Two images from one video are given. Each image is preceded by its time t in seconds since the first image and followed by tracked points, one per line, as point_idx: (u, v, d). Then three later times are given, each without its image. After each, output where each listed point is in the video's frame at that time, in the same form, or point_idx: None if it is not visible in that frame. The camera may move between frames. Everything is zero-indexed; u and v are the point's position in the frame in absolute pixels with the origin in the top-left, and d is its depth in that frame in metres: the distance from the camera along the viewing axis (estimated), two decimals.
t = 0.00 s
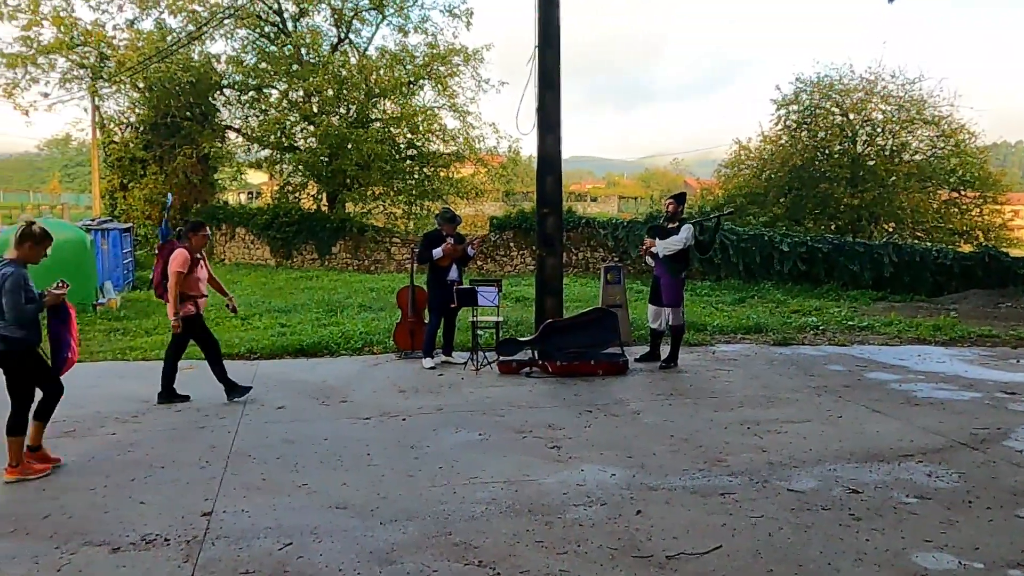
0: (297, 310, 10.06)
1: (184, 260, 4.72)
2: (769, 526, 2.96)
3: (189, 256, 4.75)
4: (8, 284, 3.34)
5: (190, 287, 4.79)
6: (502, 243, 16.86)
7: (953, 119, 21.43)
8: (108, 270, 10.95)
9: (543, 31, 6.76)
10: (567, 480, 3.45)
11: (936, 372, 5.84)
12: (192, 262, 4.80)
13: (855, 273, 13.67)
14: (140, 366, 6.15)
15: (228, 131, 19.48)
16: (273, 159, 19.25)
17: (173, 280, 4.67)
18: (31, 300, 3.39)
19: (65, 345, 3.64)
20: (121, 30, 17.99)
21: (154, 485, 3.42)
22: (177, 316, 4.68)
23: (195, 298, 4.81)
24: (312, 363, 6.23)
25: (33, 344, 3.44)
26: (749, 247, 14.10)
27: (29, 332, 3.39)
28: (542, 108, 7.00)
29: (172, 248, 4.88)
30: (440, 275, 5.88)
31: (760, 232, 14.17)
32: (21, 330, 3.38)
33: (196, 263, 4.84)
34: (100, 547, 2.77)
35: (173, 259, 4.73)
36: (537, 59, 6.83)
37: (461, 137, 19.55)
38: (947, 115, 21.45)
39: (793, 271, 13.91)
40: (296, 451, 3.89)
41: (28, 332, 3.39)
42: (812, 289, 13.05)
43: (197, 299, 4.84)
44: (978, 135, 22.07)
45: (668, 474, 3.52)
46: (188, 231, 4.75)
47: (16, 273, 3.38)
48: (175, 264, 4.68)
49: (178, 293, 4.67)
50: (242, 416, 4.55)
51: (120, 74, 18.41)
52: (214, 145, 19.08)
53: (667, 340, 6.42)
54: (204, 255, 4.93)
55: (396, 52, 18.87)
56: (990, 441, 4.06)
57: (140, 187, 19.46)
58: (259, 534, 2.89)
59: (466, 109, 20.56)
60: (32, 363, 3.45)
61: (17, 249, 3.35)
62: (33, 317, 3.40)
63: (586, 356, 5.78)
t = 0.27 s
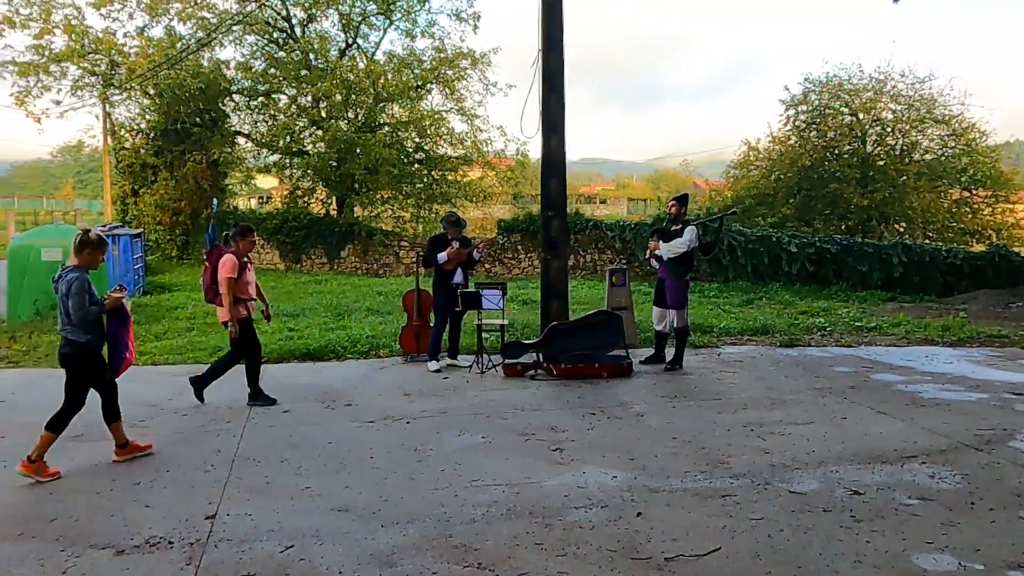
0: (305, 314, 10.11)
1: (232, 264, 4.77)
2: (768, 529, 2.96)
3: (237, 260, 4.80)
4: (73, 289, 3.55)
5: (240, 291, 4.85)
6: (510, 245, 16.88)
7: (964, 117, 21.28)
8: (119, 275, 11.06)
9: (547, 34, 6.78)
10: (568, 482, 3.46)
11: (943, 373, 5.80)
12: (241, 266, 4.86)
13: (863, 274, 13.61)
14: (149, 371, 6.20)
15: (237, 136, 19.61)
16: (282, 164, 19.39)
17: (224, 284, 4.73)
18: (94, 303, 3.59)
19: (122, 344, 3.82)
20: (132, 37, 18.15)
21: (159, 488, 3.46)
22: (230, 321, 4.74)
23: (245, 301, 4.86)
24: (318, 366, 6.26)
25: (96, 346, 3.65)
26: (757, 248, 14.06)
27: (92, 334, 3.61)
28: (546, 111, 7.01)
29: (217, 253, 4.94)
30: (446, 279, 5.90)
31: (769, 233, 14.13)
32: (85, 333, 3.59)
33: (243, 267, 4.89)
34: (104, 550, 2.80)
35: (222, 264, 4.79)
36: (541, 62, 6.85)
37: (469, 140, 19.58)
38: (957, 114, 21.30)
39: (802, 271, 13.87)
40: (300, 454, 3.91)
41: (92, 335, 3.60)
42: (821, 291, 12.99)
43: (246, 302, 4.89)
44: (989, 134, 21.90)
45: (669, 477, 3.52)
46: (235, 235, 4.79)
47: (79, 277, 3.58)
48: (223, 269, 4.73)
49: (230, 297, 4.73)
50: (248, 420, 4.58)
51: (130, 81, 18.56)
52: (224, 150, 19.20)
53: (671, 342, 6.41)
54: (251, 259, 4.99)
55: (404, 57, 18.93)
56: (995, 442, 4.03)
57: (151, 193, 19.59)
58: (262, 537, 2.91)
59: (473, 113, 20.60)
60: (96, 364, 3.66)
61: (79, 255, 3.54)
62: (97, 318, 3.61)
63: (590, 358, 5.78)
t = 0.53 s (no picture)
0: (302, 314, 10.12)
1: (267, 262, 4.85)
2: (758, 525, 2.97)
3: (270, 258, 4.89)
4: (113, 280, 3.76)
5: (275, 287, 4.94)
6: (508, 245, 16.89)
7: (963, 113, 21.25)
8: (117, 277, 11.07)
9: (540, 34, 6.79)
10: (559, 481, 3.47)
11: (937, 369, 5.81)
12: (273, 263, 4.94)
13: (861, 271, 13.62)
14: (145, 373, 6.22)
15: (236, 137, 19.62)
16: (280, 165, 19.37)
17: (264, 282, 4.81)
18: (131, 294, 3.78)
19: (161, 337, 4.26)
20: (130, 40, 18.16)
21: (153, 489, 3.47)
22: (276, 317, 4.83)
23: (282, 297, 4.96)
24: (314, 367, 6.27)
25: (135, 336, 3.83)
26: (755, 246, 14.06)
27: (131, 324, 3.79)
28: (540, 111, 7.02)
29: (248, 252, 5.00)
30: (439, 278, 5.91)
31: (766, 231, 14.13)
32: (125, 324, 3.79)
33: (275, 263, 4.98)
34: (97, 550, 2.82)
35: (257, 262, 4.85)
36: (535, 62, 6.86)
37: (467, 140, 19.58)
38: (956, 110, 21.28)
39: (799, 269, 13.87)
40: (294, 454, 3.93)
41: (130, 325, 3.78)
42: (818, 288, 13.00)
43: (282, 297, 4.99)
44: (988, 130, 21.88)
45: (660, 474, 3.53)
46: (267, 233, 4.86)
47: (119, 270, 3.79)
48: (261, 266, 4.81)
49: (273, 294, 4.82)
50: (242, 420, 4.59)
51: (128, 83, 18.57)
52: (222, 152, 19.22)
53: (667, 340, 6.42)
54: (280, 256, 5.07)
55: (402, 57, 18.94)
56: (987, 438, 4.04)
57: (150, 195, 19.60)
58: (253, 536, 2.93)
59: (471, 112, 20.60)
60: (137, 354, 3.84)
61: (117, 248, 3.75)
62: (134, 309, 3.79)
63: (586, 356, 5.80)
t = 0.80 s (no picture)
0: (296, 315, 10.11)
1: (302, 262, 4.85)
2: (746, 525, 2.98)
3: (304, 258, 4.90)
4: (154, 283, 3.93)
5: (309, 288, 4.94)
6: (504, 245, 16.88)
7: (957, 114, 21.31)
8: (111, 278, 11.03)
9: (534, 35, 6.80)
10: (549, 481, 3.48)
11: (928, 369, 5.83)
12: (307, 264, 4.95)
13: (855, 271, 13.66)
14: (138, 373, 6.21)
15: (231, 137, 19.59)
16: (276, 165, 19.32)
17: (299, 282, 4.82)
18: (171, 296, 3.95)
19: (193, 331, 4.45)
20: (125, 39, 18.13)
21: (144, 489, 3.47)
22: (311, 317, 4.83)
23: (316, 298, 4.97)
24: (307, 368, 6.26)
25: (174, 336, 4.01)
26: (749, 246, 14.09)
27: (170, 324, 3.97)
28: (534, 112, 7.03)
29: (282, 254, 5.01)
30: (431, 280, 5.91)
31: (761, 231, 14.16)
32: (164, 324, 3.96)
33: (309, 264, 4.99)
34: (86, 551, 2.82)
35: (291, 263, 4.85)
36: (529, 63, 6.87)
37: (463, 140, 19.57)
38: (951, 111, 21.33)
39: (794, 269, 13.90)
40: (286, 454, 3.93)
41: (169, 325, 3.96)
42: (812, 288, 13.02)
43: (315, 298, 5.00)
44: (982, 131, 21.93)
45: (650, 475, 3.54)
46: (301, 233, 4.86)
47: (159, 274, 3.96)
48: (296, 266, 4.81)
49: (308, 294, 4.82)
50: (234, 421, 4.59)
51: (123, 83, 18.53)
52: (218, 152, 19.19)
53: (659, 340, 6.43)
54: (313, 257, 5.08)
55: (398, 57, 18.91)
56: (975, 438, 4.06)
57: (145, 195, 19.56)
58: (243, 536, 2.93)
59: (467, 113, 20.60)
60: (175, 353, 4.02)
61: (157, 253, 3.91)
62: (173, 310, 3.96)
63: (579, 357, 5.81)
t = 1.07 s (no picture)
0: (296, 314, 10.11)
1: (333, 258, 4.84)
2: (741, 528, 2.98)
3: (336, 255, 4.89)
4: (198, 275, 3.96)
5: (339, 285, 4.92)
6: (504, 246, 16.89)
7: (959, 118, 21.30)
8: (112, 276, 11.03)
9: (535, 36, 6.81)
10: (545, 482, 3.48)
11: (926, 373, 5.83)
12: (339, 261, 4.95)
13: (855, 275, 13.65)
14: (137, 371, 6.22)
15: (233, 136, 19.60)
16: (277, 164, 19.31)
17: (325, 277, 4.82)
18: (215, 288, 3.99)
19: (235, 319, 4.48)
20: (127, 37, 18.15)
21: (141, 487, 3.48)
22: (333, 313, 4.79)
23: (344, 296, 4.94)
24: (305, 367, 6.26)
25: (213, 328, 4.03)
26: (749, 249, 14.09)
27: (211, 316, 3.99)
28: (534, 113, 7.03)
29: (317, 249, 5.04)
30: (427, 280, 5.91)
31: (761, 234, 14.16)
32: (205, 315, 3.99)
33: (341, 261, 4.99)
34: (81, 549, 2.82)
35: (323, 258, 4.87)
36: (529, 64, 6.87)
37: (465, 141, 19.57)
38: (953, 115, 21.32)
39: (794, 272, 13.90)
40: (283, 453, 3.93)
41: (210, 317, 3.99)
42: (812, 291, 13.02)
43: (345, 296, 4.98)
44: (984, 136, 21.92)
45: (645, 477, 3.54)
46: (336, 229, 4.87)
47: (203, 265, 3.99)
48: (326, 261, 4.82)
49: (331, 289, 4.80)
50: (232, 420, 4.60)
51: (125, 80, 18.54)
52: (219, 151, 19.19)
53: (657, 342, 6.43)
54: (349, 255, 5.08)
55: (400, 57, 18.92)
56: (973, 443, 4.06)
57: (146, 193, 19.56)
58: (239, 535, 2.94)
59: (469, 113, 20.59)
60: (214, 344, 4.04)
61: (202, 244, 3.93)
62: (216, 302, 4.00)
63: (577, 359, 5.81)
